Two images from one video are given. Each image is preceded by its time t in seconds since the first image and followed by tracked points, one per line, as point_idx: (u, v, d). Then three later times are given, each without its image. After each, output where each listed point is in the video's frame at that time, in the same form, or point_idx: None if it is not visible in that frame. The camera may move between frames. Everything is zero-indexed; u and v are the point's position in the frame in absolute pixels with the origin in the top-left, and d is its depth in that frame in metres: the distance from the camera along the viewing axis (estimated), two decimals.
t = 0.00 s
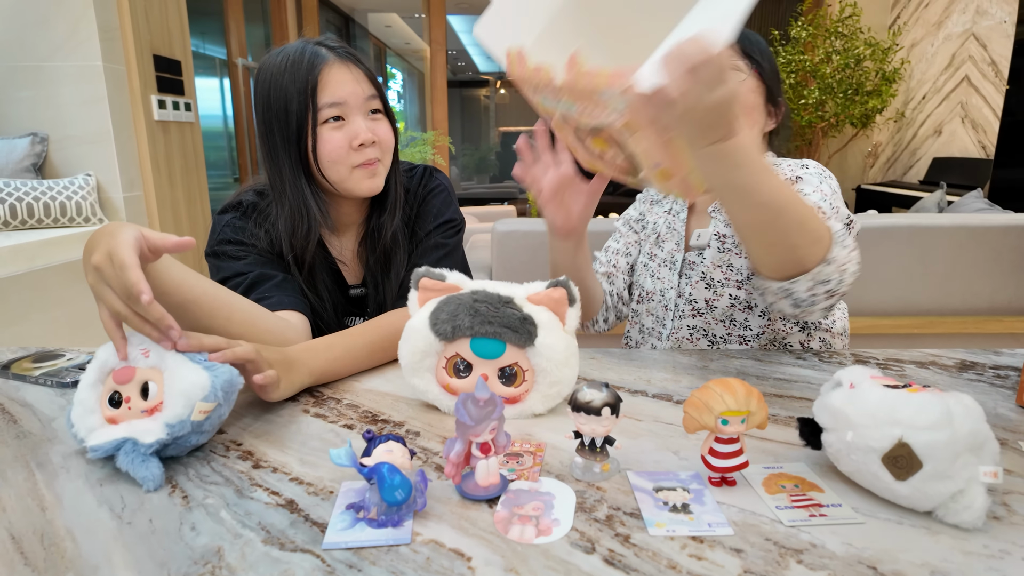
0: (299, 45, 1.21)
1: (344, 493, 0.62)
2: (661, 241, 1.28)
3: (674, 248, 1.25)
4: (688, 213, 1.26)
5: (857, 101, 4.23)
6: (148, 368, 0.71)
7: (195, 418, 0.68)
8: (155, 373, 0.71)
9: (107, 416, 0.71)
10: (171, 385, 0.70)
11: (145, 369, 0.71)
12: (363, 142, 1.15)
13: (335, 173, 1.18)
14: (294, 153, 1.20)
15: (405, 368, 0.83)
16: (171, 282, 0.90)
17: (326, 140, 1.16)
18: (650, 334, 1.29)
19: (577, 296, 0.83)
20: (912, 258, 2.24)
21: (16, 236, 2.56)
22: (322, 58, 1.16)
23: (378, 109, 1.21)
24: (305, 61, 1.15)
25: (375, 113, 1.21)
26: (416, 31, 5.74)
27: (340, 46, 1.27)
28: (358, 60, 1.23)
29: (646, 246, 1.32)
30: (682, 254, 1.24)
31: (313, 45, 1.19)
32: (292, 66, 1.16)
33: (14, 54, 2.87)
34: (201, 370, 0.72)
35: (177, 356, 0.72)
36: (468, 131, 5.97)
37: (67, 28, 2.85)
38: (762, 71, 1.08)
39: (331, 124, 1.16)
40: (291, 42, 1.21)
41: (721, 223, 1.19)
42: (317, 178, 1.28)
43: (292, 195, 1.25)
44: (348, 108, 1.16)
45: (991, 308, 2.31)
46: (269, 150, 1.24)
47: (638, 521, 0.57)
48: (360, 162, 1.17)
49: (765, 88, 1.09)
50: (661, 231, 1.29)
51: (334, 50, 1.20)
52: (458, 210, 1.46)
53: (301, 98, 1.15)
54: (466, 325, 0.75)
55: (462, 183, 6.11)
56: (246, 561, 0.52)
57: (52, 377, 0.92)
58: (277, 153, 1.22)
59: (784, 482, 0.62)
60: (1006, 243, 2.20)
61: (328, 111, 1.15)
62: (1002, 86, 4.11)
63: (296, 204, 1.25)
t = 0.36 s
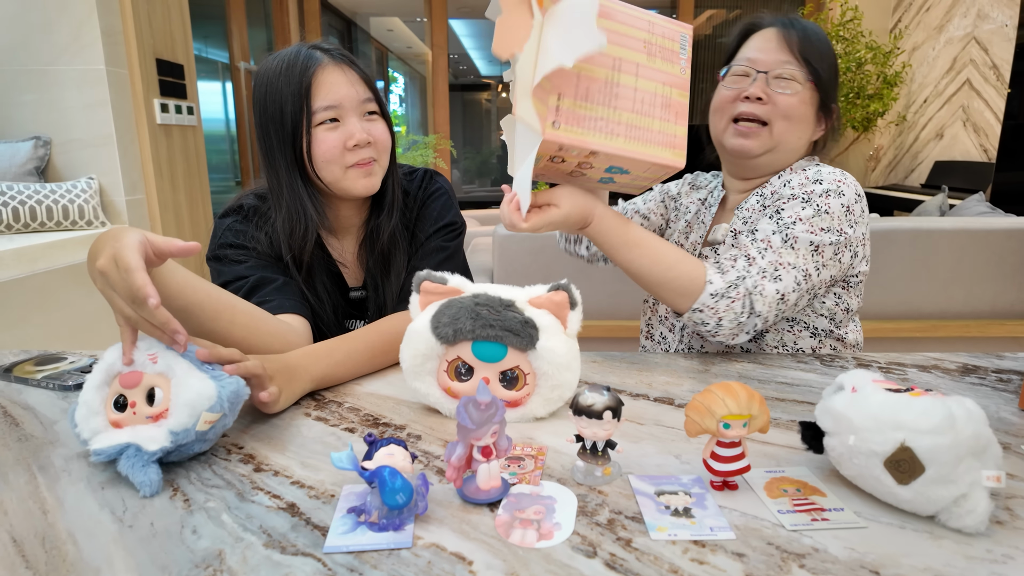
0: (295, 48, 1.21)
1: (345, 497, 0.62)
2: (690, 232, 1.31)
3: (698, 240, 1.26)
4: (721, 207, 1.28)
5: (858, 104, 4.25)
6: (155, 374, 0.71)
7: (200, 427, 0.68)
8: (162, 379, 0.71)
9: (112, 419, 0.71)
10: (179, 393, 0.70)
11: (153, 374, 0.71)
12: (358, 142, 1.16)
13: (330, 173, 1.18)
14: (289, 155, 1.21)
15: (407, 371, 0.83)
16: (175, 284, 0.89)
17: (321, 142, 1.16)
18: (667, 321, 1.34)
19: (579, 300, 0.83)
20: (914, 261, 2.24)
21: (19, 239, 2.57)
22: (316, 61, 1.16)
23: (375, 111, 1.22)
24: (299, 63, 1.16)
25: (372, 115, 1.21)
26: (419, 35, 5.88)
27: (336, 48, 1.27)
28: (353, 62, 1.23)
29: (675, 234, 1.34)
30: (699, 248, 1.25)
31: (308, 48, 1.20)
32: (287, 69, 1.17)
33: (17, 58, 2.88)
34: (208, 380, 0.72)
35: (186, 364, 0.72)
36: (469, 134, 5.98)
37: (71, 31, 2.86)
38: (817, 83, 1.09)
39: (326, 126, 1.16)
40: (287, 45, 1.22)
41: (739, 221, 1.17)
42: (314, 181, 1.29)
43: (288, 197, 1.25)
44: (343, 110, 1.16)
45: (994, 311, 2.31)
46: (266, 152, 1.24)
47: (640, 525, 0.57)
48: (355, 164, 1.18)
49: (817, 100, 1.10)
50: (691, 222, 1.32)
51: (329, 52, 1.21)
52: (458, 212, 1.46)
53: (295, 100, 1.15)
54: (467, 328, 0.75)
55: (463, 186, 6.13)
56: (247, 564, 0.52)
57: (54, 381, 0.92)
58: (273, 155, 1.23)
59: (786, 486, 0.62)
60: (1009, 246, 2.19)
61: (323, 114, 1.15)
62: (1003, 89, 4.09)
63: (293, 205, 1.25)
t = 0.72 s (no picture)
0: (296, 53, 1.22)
1: (346, 501, 0.62)
2: (702, 235, 1.33)
3: (708, 243, 1.28)
4: (733, 212, 1.28)
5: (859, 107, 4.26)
6: (159, 375, 0.72)
7: (196, 429, 0.68)
8: (166, 380, 0.72)
9: (115, 418, 0.71)
10: (180, 395, 0.70)
11: (157, 375, 0.72)
12: (357, 147, 1.17)
13: (329, 178, 1.19)
14: (289, 160, 1.22)
15: (408, 375, 0.83)
16: (178, 291, 0.90)
17: (321, 147, 1.17)
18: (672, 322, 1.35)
19: (580, 304, 0.84)
20: (915, 265, 2.24)
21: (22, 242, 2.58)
22: (315, 66, 1.16)
23: (375, 116, 1.23)
24: (298, 68, 1.16)
25: (372, 120, 1.22)
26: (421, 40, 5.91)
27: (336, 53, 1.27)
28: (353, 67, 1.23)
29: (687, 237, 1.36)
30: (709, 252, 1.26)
31: (308, 54, 1.20)
32: (286, 74, 1.17)
33: (22, 62, 2.90)
34: (209, 384, 0.72)
35: (190, 367, 0.72)
36: (470, 137, 5.90)
37: (75, 36, 2.88)
38: (841, 98, 1.11)
39: (326, 131, 1.17)
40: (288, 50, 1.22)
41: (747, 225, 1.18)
42: (314, 185, 1.29)
43: (288, 200, 1.26)
44: (343, 116, 1.17)
45: (996, 315, 2.31)
46: (266, 158, 1.25)
47: (641, 529, 0.57)
48: (355, 170, 1.19)
49: (840, 116, 1.12)
50: (701, 226, 1.34)
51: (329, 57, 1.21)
52: (460, 216, 1.46)
53: (296, 106, 1.16)
54: (468, 332, 0.75)
55: (465, 190, 6.12)
56: (249, 568, 0.52)
57: (57, 385, 0.93)
58: (273, 160, 1.24)
59: (787, 491, 0.62)
60: (1011, 249, 2.20)
61: (323, 120, 1.16)
62: (1004, 93, 4.06)
63: (292, 209, 1.26)
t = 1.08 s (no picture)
0: (311, 59, 1.21)
1: (348, 504, 0.62)
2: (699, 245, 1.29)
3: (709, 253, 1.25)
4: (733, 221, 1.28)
5: (861, 111, 4.29)
6: (163, 378, 0.72)
7: (200, 434, 0.68)
8: (170, 383, 0.72)
9: (118, 420, 0.71)
10: (183, 398, 0.70)
11: (161, 378, 0.72)
12: (371, 157, 1.18)
13: (340, 186, 1.20)
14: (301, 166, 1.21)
15: (409, 378, 0.83)
16: (181, 294, 0.91)
17: (335, 155, 1.17)
18: (670, 330, 1.35)
19: (582, 307, 0.84)
20: (918, 268, 2.23)
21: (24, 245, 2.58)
22: (333, 73, 1.16)
23: (389, 125, 1.23)
24: (315, 75, 1.16)
25: (385, 129, 1.23)
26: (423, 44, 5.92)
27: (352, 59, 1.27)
28: (369, 74, 1.23)
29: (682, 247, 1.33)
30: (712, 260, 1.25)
31: (325, 61, 1.20)
32: (302, 81, 1.17)
33: (25, 66, 2.91)
34: (212, 388, 0.72)
35: (194, 370, 0.73)
36: (472, 141, 6.01)
37: (78, 40, 2.89)
38: (835, 108, 1.10)
39: (341, 140, 1.17)
40: (303, 55, 1.22)
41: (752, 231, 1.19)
42: (324, 192, 1.29)
43: (297, 206, 1.26)
44: (358, 125, 1.17)
45: (998, 319, 2.30)
46: (277, 162, 1.25)
47: (643, 533, 0.57)
48: (366, 178, 1.20)
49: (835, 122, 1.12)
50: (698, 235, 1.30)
51: (346, 64, 1.21)
52: (464, 221, 1.47)
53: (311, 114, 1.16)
54: (469, 335, 0.75)
55: (466, 193, 6.12)
56: (250, 572, 0.52)
57: (59, 388, 0.93)
58: (284, 165, 1.23)
59: (789, 495, 0.62)
60: (1013, 253, 2.19)
61: (338, 129, 1.16)
62: (1005, 96, 4.04)
63: (301, 215, 1.26)
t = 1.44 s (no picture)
0: (319, 62, 1.21)
1: (349, 505, 0.62)
2: (687, 262, 1.34)
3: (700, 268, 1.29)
4: (716, 233, 1.31)
5: (863, 113, 4.30)
6: (163, 380, 0.71)
7: (201, 437, 0.68)
8: (172, 386, 0.71)
9: (120, 422, 0.71)
10: (185, 401, 0.70)
11: (162, 380, 0.71)
12: (377, 162, 1.17)
13: (346, 190, 1.19)
14: (307, 169, 1.21)
15: (410, 379, 0.83)
16: (183, 293, 0.91)
17: (342, 160, 1.17)
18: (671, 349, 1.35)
19: (583, 308, 0.83)
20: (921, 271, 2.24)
21: (25, 247, 2.58)
22: (342, 77, 1.16)
23: (395, 130, 1.23)
24: (324, 79, 1.16)
25: (392, 135, 1.22)
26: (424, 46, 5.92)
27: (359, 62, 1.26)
28: (376, 78, 1.23)
29: (669, 267, 1.37)
30: (707, 275, 1.27)
31: (334, 64, 1.19)
32: (311, 84, 1.16)
33: (27, 68, 2.92)
34: (215, 390, 0.72)
35: (195, 373, 0.72)
36: (474, 143, 6.04)
37: (80, 41, 2.89)
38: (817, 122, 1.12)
39: (348, 144, 1.17)
40: (312, 58, 1.21)
41: (754, 240, 1.21)
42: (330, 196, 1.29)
43: (304, 209, 1.26)
44: (365, 130, 1.17)
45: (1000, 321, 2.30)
46: (284, 164, 1.24)
47: (645, 535, 0.56)
48: (372, 182, 1.20)
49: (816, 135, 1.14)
50: (685, 252, 1.35)
51: (354, 68, 1.20)
52: (467, 223, 1.48)
53: (319, 118, 1.15)
54: (471, 337, 0.75)
55: (468, 196, 6.10)
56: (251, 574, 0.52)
57: (60, 389, 0.93)
58: (290, 167, 1.23)
59: (792, 497, 0.62)
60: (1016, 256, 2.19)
61: (345, 133, 1.16)
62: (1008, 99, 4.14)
63: (307, 217, 1.25)
